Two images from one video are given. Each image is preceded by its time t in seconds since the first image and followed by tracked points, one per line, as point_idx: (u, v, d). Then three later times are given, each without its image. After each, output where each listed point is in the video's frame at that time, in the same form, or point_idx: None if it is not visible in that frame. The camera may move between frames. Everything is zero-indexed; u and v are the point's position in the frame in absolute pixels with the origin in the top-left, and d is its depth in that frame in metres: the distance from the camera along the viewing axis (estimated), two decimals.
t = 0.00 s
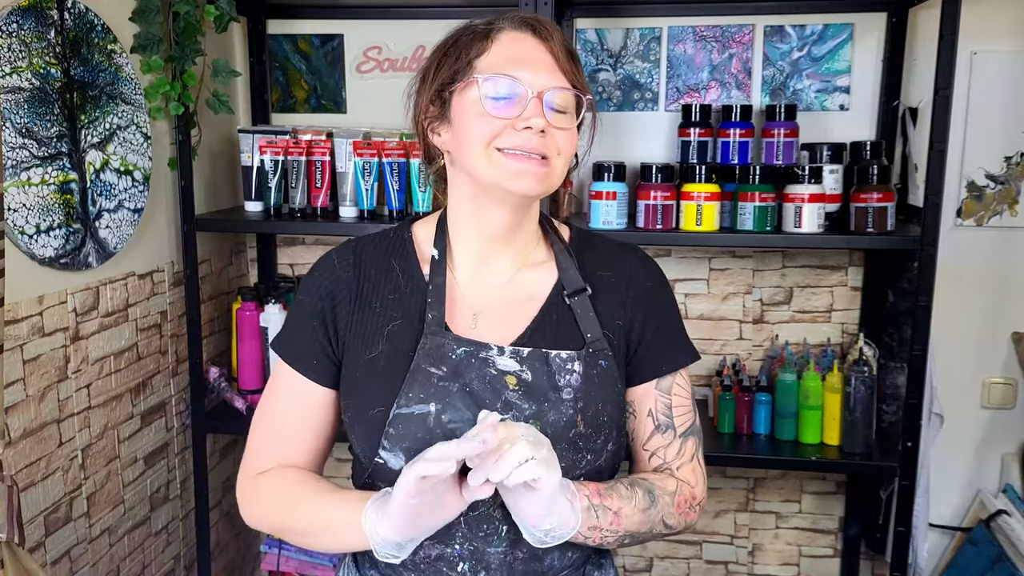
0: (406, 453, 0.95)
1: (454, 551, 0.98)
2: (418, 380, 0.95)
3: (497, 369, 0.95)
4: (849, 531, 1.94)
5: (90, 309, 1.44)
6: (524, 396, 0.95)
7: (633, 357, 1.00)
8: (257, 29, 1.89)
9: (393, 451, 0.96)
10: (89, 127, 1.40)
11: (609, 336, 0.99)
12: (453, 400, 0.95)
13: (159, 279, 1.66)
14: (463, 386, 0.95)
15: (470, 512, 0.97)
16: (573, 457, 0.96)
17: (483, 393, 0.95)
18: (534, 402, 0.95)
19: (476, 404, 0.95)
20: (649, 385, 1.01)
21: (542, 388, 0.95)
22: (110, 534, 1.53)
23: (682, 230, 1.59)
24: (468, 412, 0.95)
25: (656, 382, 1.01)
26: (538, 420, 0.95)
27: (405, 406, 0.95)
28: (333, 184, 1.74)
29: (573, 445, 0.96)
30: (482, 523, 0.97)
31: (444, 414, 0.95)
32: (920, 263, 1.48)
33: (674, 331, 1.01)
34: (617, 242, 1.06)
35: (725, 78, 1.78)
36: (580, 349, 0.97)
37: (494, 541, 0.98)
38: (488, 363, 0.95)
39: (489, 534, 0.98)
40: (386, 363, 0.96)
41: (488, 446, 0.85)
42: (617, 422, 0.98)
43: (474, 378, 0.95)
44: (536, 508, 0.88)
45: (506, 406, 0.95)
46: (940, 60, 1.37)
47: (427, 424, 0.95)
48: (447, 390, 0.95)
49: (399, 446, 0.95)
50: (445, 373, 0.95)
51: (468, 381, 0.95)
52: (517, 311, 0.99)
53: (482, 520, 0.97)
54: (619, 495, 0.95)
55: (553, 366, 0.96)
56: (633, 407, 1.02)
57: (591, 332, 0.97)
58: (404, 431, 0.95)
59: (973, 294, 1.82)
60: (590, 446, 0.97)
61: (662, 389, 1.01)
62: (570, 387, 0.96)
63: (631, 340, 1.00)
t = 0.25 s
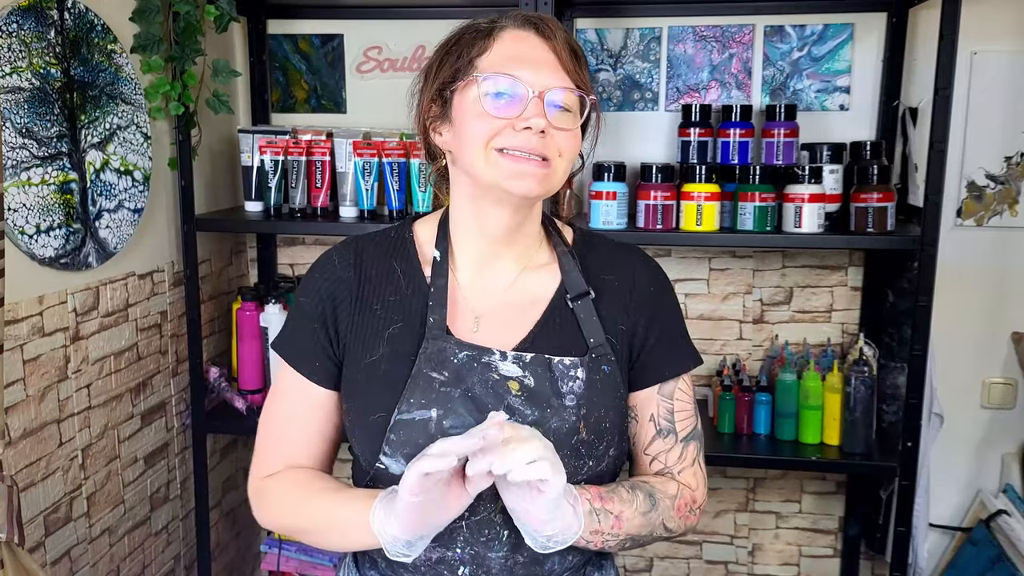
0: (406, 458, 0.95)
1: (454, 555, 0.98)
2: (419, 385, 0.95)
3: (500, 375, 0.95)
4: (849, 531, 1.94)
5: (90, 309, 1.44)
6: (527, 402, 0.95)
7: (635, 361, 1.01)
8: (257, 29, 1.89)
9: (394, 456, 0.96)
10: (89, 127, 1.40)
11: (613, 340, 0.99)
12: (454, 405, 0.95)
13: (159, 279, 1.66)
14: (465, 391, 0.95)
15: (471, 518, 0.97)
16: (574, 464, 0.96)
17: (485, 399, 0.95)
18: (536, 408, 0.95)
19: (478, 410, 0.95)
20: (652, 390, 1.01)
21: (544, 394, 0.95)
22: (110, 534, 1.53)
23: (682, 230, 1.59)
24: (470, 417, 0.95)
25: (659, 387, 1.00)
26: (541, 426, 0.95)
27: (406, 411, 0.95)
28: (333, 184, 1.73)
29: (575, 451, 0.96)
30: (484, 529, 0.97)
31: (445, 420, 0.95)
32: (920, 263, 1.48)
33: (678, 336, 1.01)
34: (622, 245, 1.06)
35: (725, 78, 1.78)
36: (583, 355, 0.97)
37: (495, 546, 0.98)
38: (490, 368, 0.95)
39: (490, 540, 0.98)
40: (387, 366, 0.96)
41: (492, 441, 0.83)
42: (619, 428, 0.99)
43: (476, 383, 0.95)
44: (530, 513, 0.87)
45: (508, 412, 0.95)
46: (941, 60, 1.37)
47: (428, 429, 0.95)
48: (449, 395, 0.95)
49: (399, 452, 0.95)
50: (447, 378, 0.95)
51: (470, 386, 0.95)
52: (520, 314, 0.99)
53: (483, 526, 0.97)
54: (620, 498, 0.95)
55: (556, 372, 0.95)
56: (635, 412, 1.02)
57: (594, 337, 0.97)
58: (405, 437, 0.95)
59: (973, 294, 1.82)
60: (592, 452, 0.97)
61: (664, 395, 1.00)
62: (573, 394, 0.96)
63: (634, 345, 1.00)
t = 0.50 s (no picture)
0: (410, 460, 0.95)
1: (455, 560, 0.99)
2: (424, 387, 0.95)
3: (505, 377, 0.95)
4: (849, 531, 1.94)
5: (90, 309, 1.44)
6: (533, 404, 0.95)
7: (643, 367, 1.01)
8: (257, 29, 1.89)
9: (397, 457, 0.95)
10: (89, 127, 1.40)
11: (620, 345, 0.98)
12: (459, 408, 0.95)
13: (159, 279, 1.66)
14: (470, 394, 0.95)
15: (472, 524, 0.98)
16: (581, 467, 0.97)
17: (491, 401, 0.95)
18: (542, 411, 0.95)
19: (483, 412, 0.95)
20: (660, 396, 1.03)
21: (551, 395, 0.95)
22: (110, 534, 1.53)
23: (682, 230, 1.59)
24: (475, 421, 0.95)
25: (667, 393, 1.02)
26: (547, 428, 0.95)
27: (411, 413, 0.95)
28: (333, 184, 1.73)
29: (582, 453, 0.97)
30: (485, 536, 0.98)
31: (449, 422, 0.95)
32: (921, 263, 1.48)
33: (685, 344, 1.02)
34: (633, 250, 1.06)
35: (725, 78, 1.78)
36: (591, 357, 0.96)
37: (497, 553, 0.99)
38: (496, 370, 0.95)
39: (491, 547, 0.98)
40: (392, 368, 0.96)
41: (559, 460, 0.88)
42: (625, 432, 0.99)
43: (481, 385, 0.95)
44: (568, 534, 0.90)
45: (513, 415, 0.95)
46: (940, 60, 1.37)
47: (433, 432, 0.95)
48: (454, 397, 0.95)
49: (403, 453, 0.95)
50: (452, 380, 0.95)
51: (475, 389, 0.95)
52: (527, 317, 0.99)
53: (485, 533, 0.98)
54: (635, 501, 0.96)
55: (563, 374, 0.95)
56: (644, 419, 1.04)
57: (602, 340, 0.97)
58: (409, 438, 0.95)
59: (973, 294, 1.82)
60: (597, 455, 0.98)
61: (673, 400, 1.02)
62: (580, 395, 0.95)
63: (643, 351, 1.01)
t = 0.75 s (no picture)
0: (409, 459, 0.95)
1: (455, 561, 0.99)
2: (424, 385, 0.95)
3: (506, 377, 0.95)
4: (849, 531, 1.93)
5: (90, 309, 1.44)
6: (533, 404, 0.95)
7: (645, 369, 1.01)
8: (257, 29, 1.89)
9: (396, 455, 0.95)
10: (89, 127, 1.40)
11: (622, 346, 0.98)
12: (459, 407, 0.95)
13: (159, 279, 1.66)
14: (471, 393, 0.95)
15: (471, 525, 0.98)
16: (582, 467, 0.97)
17: (491, 401, 0.95)
18: (543, 411, 0.95)
19: (483, 412, 0.95)
20: (661, 399, 1.02)
21: (552, 396, 0.95)
22: (110, 534, 1.53)
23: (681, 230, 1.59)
24: (475, 420, 0.95)
25: (669, 396, 1.02)
26: (547, 429, 0.95)
27: (411, 412, 0.95)
28: (333, 184, 1.73)
29: (581, 454, 0.96)
30: (484, 537, 0.98)
31: (450, 422, 0.95)
32: (920, 263, 1.48)
33: (687, 347, 1.02)
34: (636, 253, 1.06)
35: (725, 78, 1.78)
36: (593, 358, 0.96)
37: (496, 554, 0.99)
38: (496, 369, 0.95)
39: (490, 548, 0.98)
40: (392, 366, 0.96)
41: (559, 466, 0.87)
42: (626, 434, 0.99)
43: (482, 385, 0.95)
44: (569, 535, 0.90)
45: (514, 415, 0.95)
46: (940, 60, 1.37)
47: (433, 430, 0.95)
48: (454, 397, 0.95)
49: (402, 452, 0.95)
50: (453, 379, 0.95)
51: (476, 388, 0.95)
52: (528, 317, 0.99)
53: (484, 533, 0.98)
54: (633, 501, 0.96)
55: (564, 374, 0.95)
56: (645, 421, 1.04)
57: (603, 341, 0.97)
58: (408, 437, 0.95)
59: (973, 294, 1.82)
60: (598, 456, 0.97)
61: (674, 403, 1.02)
62: (581, 395, 0.95)
63: (645, 352, 1.00)
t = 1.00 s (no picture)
0: (409, 457, 0.95)
1: (455, 560, 0.99)
2: (424, 384, 0.95)
3: (506, 374, 0.95)
4: (849, 531, 1.93)
5: (90, 309, 1.44)
6: (533, 401, 0.95)
7: (644, 367, 1.01)
8: (257, 29, 1.89)
9: (397, 454, 0.95)
10: (89, 127, 1.40)
11: (621, 344, 0.98)
12: (459, 405, 0.95)
13: (159, 279, 1.66)
14: (470, 391, 0.95)
15: (472, 522, 0.98)
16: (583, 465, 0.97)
17: (491, 399, 0.95)
18: (542, 408, 0.95)
19: (483, 409, 0.95)
20: (661, 396, 1.02)
21: (551, 393, 0.95)
22: (110, 534, 1.53)
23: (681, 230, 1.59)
24: (475, 418, 0.95)
25: (668, 393, 1.02)
26: (547, 426, 0.95)
27: (411, 410, 0.95)
28: (333, 184, 1.73)
29: (581, 450, 0.96)
30: (485, 535, 0.98)
31: (449, 420, 0.95)
32: (920, 263, 1.48)
33: (686, 344, 1.02)
34: (635, 251, 1.06)
35: (725, 78, 1.78)
36: (592, 355, 0.97)
37: (497, 552, 0.98)
38: (496, 367, 0.95)
39: (491, 546, 0.98)
40: (392, 365, 0.96)
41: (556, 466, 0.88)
42: (625, 431, 0.99)
43: (482, 383, 0.95)
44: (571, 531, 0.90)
45: (513, 412, 0.95)
46: (940, 60, 1.37)
47: (433, 429, 0.95)
48: (454, 395, 0.95)
49: (402, 450, 0.95)
50: (452, 377, 0.95)
51: (475, 386, 0.95)
52: (527, 315, 0.99)
53: (485, 531, 0.98)
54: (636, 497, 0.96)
55: (563, 371, 0.95)
56: (644, 419, 1.04)
57: (603, 339, 0.97)
58: (408, 435, 0.95)
59: (973, 294, 1.82)
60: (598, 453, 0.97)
61: (673, 400, 1.02)
62: (580, 392, 0.95)
63: (644, 350, 1.00)
